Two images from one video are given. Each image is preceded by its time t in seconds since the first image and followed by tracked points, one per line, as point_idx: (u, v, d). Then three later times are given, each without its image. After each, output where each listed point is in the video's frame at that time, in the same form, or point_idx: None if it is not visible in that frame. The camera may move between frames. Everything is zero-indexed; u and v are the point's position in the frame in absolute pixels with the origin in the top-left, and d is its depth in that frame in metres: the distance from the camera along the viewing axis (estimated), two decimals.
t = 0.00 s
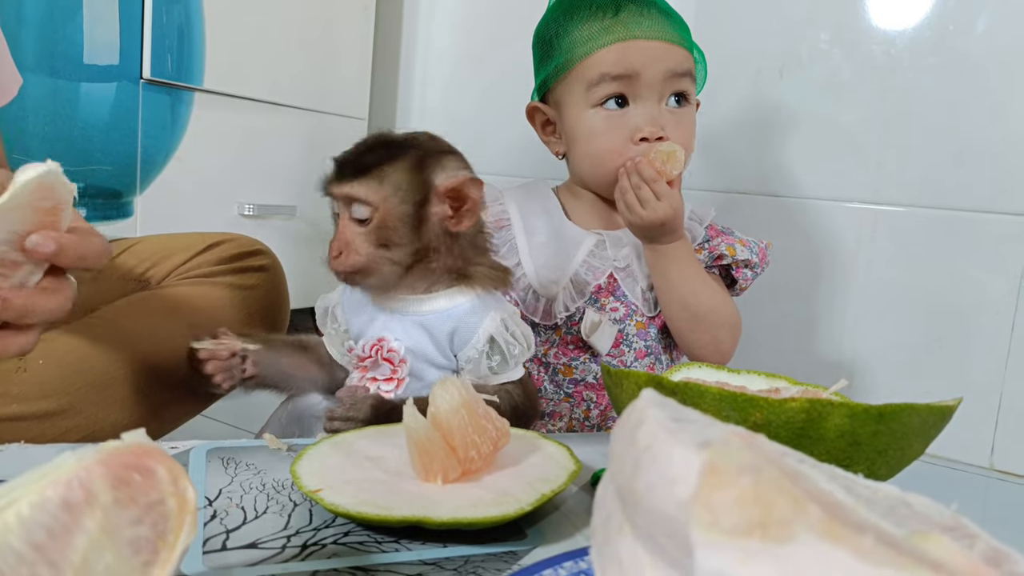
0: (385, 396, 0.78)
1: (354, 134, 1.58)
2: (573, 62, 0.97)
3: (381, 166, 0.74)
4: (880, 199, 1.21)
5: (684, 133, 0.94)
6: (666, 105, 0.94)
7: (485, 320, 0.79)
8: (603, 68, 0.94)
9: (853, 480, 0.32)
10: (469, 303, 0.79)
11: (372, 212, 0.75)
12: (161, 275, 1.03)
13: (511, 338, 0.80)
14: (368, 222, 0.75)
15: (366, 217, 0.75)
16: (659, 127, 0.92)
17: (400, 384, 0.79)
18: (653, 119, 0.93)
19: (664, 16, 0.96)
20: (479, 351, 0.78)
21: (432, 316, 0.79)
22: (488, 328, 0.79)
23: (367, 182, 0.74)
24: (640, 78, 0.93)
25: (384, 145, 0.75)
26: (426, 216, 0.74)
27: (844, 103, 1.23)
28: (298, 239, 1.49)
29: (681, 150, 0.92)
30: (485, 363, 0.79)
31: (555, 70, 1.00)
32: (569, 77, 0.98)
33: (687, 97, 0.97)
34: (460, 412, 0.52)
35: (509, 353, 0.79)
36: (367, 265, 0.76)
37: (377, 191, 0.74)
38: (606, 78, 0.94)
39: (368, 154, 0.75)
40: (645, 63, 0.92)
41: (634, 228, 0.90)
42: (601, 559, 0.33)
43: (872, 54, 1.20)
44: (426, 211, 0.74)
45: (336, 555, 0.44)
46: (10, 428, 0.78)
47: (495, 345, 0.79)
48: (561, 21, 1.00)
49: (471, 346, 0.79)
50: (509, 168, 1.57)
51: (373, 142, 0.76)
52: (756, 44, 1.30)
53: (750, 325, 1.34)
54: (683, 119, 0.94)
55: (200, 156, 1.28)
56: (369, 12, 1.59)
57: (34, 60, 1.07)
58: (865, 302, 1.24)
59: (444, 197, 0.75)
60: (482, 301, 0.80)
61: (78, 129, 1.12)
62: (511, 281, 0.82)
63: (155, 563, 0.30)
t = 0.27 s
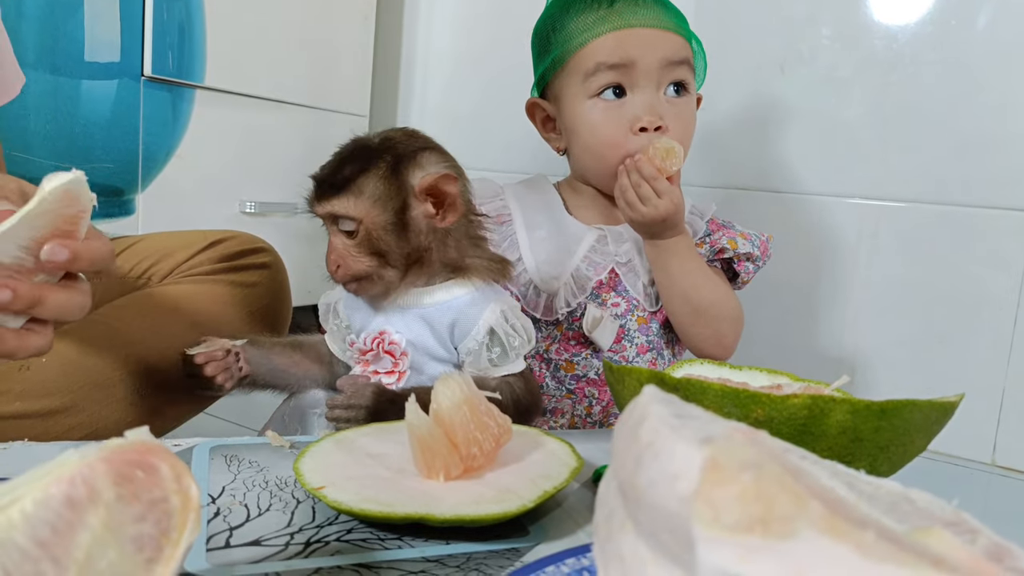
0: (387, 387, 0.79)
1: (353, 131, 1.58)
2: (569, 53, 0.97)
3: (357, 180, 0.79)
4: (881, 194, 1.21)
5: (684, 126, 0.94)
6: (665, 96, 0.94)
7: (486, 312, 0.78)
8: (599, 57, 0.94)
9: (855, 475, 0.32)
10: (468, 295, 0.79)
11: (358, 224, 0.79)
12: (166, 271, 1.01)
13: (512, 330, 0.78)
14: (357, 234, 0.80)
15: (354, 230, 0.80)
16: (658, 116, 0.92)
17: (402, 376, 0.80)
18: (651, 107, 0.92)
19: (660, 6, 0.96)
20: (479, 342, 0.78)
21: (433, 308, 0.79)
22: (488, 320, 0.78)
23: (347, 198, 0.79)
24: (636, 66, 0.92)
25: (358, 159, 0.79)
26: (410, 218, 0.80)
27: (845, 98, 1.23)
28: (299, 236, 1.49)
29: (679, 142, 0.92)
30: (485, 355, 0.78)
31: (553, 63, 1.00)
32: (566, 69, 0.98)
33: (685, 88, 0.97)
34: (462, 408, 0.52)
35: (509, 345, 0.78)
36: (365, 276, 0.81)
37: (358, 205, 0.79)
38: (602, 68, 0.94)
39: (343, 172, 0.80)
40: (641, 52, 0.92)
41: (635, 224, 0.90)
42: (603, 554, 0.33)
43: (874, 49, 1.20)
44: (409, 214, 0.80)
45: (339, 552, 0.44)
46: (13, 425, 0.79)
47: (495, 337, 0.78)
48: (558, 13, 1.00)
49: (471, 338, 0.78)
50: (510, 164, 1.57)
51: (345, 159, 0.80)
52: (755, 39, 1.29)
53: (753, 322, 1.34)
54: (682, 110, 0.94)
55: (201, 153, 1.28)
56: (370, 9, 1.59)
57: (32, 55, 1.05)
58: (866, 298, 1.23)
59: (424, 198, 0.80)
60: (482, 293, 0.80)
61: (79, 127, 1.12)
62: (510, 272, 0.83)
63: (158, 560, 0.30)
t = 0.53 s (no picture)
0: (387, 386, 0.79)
1: (352, 131, 1.58)
2: (566, 55, 0.97)
3: (359, 179, 0.79)
4: (880, 194, 1.21)
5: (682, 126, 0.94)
6: (663, 98, 0.94)
7: (485, 312, 0.78)
8: (596, 59, 0.94)
9: (856, 475, 0.32)
10: (467, 295, 0.79)
11: (358, 222, 0.80)
12: (164, 272, 0.99)
13: (512, 330, 0.78)
14: (357, 232, 0.80)
15: (355, 228, 0.80)
16: (655, 118, 0.92)
17: (402, 376, 0.80)
18: (648, 109, 0.92)
19: (657, 7, 0.96)
20: (479, 342, 0.77)
21: (432, 308, 0.80)
22: (488, 320, 0.78)
23: (348, 196, 0.79)
24: (633, 68, 0.93)
25: (361, 157, 0.79)
26: (411, 218, 0.79)
27: (844, 99, 1.23)
28: (298, 236, 1.49)
29: (678, 143, 0.92)
30: (485, 355, 0.77)
31: (550, 65, 1.00)
32: (563, 71, 0.98)
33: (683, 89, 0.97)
34: (462, 409, 0.52)
35: (508, 345, 0.78)
36: (362, 276, 0.81)
37: (359, 203, 0.79)
38: (599, 70, 0.94)
39: (345, 170, 0.80)
40: (638, 54, 0.92)
41: (635, 225, 0.91)
42: (604, 554, 0.33)
43: (872, 50, 1.20)
44: (409, 214, 0.79)
45: (340, 552, 0.44)
46: (13, 426, 0.79)
47: (495, 336, 0.78)
48: (555, 14, 1.00)
49: (470, 337, 0.78)
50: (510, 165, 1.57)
51: (347, 157, 0.80)
52: (754, 41, 1.30)
53: (752, 322, 1.33)
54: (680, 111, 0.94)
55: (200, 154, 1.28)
56: (368, 10, 1.59)
57: (30, 53, 1.05)
58: (865, 299, 1.24)
59: (425, 198, 0.79)
60: (482, 293, 0.80)
61: (78, 127, 1.12)
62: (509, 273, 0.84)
63: (160, 560, 0.30)
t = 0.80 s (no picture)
0: (388, 390, 0.79)
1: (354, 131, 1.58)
2: (570, 56, 0.97)
3: (358, 177, 0.80)
4: (883, 192, 1.21)
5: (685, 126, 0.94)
6: (666, 99, 0.94)
7: (480, 313, 0.78)
8: (600, 61, 0.94)
9: (857, 474, 0.32)
10: (460, 297, 0.79)
11: (352, 220, 0.80)
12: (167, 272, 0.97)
13: (508, 328, 0.78)
14: (350, 231, 0.80)
15: (348, 226, 0.80)
16: (658, 119, 0.92)
17: (402, 379, 0.81)
18: (652, 111, 0.92)
19: (661, 7, 0.96)
20: (475, 343, 0.78)
21: (427, 312, 0.80)
22: (483, 320, 0.78)
23: (345, 193, 0.80)
24: (636, 70, 0.93)
25: (358, 157, 0.81)
26: (406, 220, 0.81)
27: (847, 97, 1.22)
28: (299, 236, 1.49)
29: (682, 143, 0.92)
30: (482, 355, 0.78)
31: (553, 65, 1.00)
32: (566, 71, 0.98)
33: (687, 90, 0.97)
34: (465, 408, 0.52)
35: (505, 344, 0.78)
36: (349, 275, 0.81)
37: (356, 201, 0.80)
38: (603, 72, 0.94)
39: (341, 169, 0.81)
40: (642, 55, 0.92)
41: (637, 224, 0.91)
42: (606, 554, 0.34)
43: (874, 48, 1.20)
44: (406, 216, 0.81)
45: (343, 552, 0.44)
46: (17, 427, 0.79)
47: (491, 336, 0.78)
48: (558, 14, 1.00)
49: (466, 339, 0.78)
50: (511, 164, 1.57)
51: (343, 157, 0.81)
52: (756, 40, 1.29)
53: (755, 321, 1.33)
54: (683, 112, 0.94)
55: (202, 154, 1.29)
56: (370, 10, 1.59)
57: (33, 55, 1.05)
58: (868, 297, 1.23)
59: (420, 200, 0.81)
60: (474, 294, 0.80)
61: (81, 129, 1.12)
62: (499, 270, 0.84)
63: (163, 560, 0.30)
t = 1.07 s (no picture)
0: (384, 395, 0.79)
1: (355, 133, 1.59)
2: (575, 57, 0.97)
3: (355, 175, 0.79)
4: (884, 193, 1.21)
5: (688, 128, 0.94)
6: (671, 101, 0.94)
7: (471, 315, 0.79)
8: (605, 63, 0.94)
9: (858, 476, 0.32)
10: (450, 300, 0.80)
11: (343, 217, 0.78)
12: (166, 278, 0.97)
13: (500, 328, 0.79)
14: (340, 227, 0.78)
15: (338, 222, 0.78)
16: (663, 122, 0.92)
17: (397, 384, 0.80)
18: (656, 113, 0.92)
19: (667, 8, 0.96)
20: (468, 345, 0.78)
21: (418, 317, 0.80)
22: (475, 322, 0.78)
23: (340, 189, 0.78)
24: (641, 72, 0.93)
25: (358, 156, 0.80)
26: (397, 224, 0.79)
27: (849, 97, 1.22)
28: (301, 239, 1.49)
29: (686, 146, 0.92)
30: (476, 356, 0.79)
31: (558, 66, 1.00)
32: (569, 73, 0.99)
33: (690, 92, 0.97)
34: (465, 410, 0.52)
35: (498, 344, 0.79)
36: (333, 272, 0.78)
37: (350, 198, 0.78)
38: (607, 74, 0.94)
39: (338, 165, 0.79)
40: (646, 57, 0.92)
41: (640, 226, 0.91)
42: (606, 557, 0.34)
43: (875, 48, 1.20)
44: (397, 220, 0.79)
45: (343, 554, 0.44)
46: (17, 429, 0.80)
47: (484, 337, 0.79)
48: (564, 15, 1.00)
49: (459, 341, 0.78)
50: (512, 166, 1.58)
51: (341, 154, 0.80)
52: (757, 41, 1.30)
53: (757, 322, 1.33)
54: (686, 114, 0.94)
55: (204, 157, 1.29)
56: (371, 12, 1.59)
57: (35, 60, 1.05)
58: (869, 298, 1.23)
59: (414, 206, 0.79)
60: (464, 296, 0.80)
61: (83, 131, 1.12)
62: (488, 271, 0.84)
63: (163, 563, 0.31)
